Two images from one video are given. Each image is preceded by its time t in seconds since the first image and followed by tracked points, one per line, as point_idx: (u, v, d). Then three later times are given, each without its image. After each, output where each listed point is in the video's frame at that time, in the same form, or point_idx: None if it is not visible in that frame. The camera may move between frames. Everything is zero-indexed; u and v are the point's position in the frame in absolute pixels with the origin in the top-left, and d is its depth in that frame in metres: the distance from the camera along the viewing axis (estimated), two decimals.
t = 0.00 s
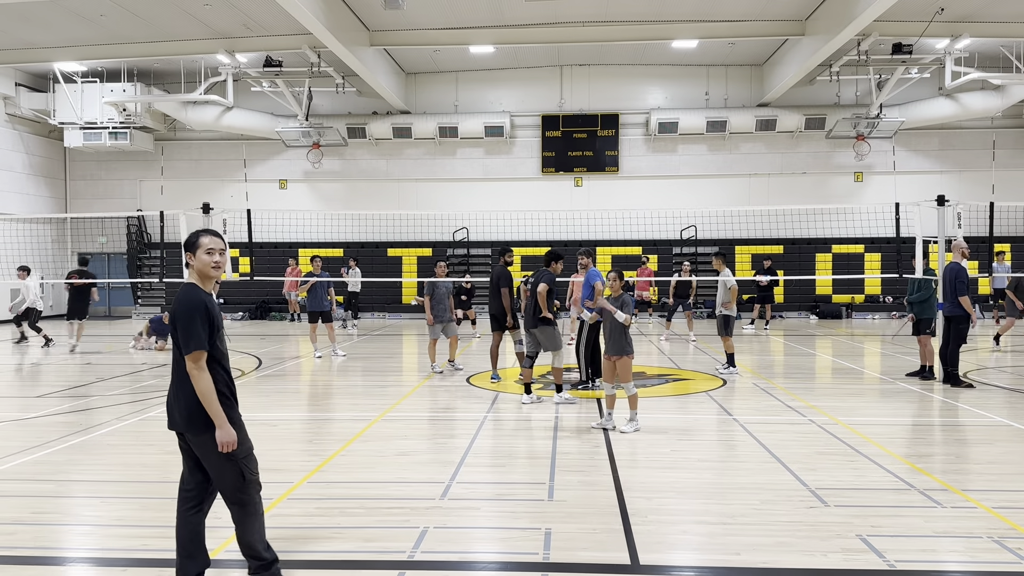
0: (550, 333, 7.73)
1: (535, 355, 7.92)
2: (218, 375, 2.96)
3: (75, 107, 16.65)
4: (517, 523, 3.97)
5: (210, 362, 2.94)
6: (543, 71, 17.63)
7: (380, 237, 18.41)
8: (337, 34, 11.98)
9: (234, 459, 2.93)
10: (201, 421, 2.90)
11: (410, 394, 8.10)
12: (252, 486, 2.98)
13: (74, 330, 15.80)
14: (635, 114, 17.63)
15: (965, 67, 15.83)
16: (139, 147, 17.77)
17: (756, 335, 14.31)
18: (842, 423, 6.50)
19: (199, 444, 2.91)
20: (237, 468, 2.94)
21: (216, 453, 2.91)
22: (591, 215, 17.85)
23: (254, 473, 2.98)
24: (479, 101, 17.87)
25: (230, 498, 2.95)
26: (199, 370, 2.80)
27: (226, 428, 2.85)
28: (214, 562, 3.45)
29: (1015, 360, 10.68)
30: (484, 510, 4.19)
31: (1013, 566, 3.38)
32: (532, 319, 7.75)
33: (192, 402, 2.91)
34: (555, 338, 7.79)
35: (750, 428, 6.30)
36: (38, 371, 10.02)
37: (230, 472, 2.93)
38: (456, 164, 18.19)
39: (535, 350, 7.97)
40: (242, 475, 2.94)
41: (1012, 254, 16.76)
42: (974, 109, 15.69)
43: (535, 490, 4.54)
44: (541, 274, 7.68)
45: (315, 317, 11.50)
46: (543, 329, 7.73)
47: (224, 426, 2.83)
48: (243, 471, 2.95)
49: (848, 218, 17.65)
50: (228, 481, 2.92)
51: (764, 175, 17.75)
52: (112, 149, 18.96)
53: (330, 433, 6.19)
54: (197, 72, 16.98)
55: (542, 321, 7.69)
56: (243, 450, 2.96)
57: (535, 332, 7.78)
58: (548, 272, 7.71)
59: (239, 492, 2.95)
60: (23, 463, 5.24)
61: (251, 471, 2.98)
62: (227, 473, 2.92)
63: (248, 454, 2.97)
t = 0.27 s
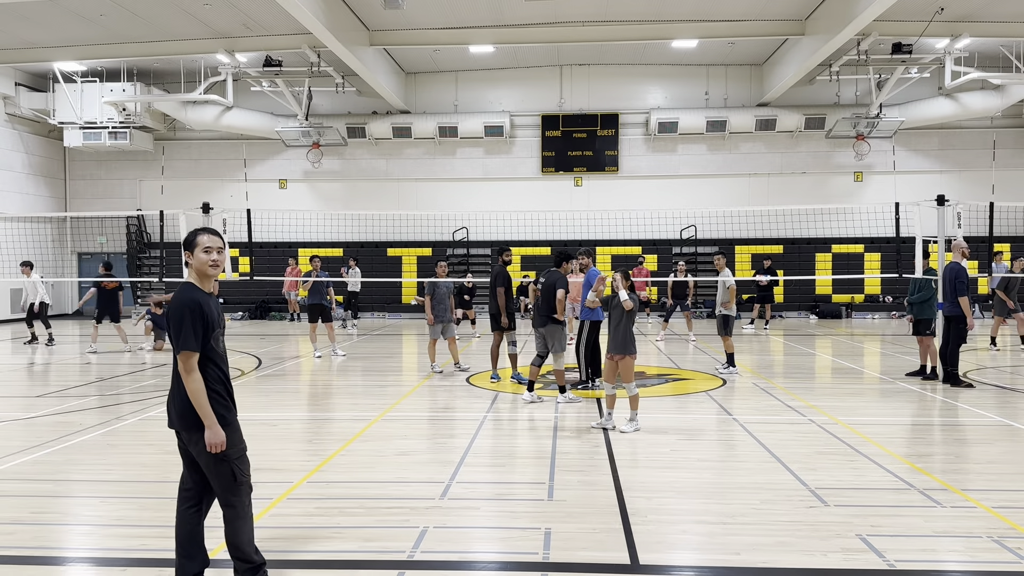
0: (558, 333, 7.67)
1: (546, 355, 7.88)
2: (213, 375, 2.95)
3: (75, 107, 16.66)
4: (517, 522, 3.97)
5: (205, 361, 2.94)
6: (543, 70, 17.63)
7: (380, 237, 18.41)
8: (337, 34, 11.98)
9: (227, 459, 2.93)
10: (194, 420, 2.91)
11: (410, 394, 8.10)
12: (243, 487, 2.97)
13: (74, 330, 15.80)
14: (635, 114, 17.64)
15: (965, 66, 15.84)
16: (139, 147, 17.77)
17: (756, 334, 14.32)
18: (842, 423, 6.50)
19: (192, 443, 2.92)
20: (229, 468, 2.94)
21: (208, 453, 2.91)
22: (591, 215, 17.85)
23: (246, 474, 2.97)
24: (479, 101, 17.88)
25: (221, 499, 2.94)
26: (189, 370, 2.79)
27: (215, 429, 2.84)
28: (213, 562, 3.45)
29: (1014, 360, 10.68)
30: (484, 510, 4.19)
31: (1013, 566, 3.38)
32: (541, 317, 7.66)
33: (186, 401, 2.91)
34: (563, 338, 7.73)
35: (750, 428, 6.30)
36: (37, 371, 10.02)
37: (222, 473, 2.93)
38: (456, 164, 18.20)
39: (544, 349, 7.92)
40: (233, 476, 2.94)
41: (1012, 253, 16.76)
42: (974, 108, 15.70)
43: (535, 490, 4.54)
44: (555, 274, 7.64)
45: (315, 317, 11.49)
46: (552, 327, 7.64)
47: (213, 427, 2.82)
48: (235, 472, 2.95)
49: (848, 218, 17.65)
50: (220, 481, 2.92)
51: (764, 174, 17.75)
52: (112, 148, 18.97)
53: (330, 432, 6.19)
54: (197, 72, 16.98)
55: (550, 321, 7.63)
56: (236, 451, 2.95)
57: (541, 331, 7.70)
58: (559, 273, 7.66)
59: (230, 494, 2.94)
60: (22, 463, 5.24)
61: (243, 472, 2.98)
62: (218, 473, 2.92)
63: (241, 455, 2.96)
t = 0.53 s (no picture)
0: (568, 333, 7.74)
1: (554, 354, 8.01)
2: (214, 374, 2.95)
3: (75, 107, 16.65)
4: (516, 522, 3.97)
5: (206, 361, 2.94)
6: (543, 70, 17.63)
7: (379, 236, 18.40)
8: (336, 34, 11.97)
9: (228, 459, 2.93)
10: (195, 420, 2.91)
11: (410, 394, 8.10)
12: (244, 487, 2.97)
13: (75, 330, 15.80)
14: (634, 114, 17.63)
15: (965, 66, 15.84)
16: (139, 147, 17.77)
17: (756, 334, 14.33)
18: (841, 423, 6.50)
19: (193, 443, 2.92)
20: (231, 468, 2.94)
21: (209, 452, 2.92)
22: (591, 215, 17.85)
23: (247, 474, 2.97)
24: (479, 101, 17.87)
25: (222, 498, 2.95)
26: (192, 369, 2.80)
27: (218, 429, 2.84)
28: (213, 562, 3.45)
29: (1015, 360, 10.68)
30: (484, 509, 4.19)
31: (1013, 566, 3.38)
32: (551, 317, 7.83)
33: (186, 401, 2.91)
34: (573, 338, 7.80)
35: (750, 428, 6.30)
36: (37, 370, 10.01)
37: (223, 472, 2.93)
38: (456, 164, 18.19)
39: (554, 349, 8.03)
40: (235, 475, 2.94)
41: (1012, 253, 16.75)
42: (974, 108, 15.69)
43: (535, 490, 4.54)
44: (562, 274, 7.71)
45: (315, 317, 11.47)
46: (562, 327, 7.76)
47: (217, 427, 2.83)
48: (236, 472, 2.95)
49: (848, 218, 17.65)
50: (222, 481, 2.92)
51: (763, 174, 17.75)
52: (111, 148, 18.96)
53: (329, 432, 6.19)
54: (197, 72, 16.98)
55: (560, 321, 7.73)
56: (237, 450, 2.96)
57: (552, 330, 7.81)
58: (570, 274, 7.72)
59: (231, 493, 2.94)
60: (22, 463, 5.24)
61: (244, 472, 2.98)
62: (219, 473, 2.92)
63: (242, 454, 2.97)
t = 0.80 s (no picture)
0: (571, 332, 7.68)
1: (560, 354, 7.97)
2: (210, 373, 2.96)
3: (75, 107, 16.65)
4: (516, 522, 3.97)
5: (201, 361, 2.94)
6: (544, 70, 17.63)
7: (379, 236, 18.39)
8: (336, 33, 11.97)
9: (224, 458, 2.93)
10: (190, 419, 2.90)
11: (410, 394, 8.09)
12: (240, 487, 2.97)
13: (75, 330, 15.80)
14: (634, 113, 17.63)
15: (965, 66, 15.85)
16: (139, 147, 17.76)
17: (756, 334, 14.32)
18: (841, 423, 6.49)
19: (188, 442, 2.91)
20: (226, 467, 2.94)
21: (205, 452, 2.92)
22: (591, 215, 17.84)
23: (242, 474, 2.97)
24: (479, 101, 17.87)
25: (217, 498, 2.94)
26: (191, 368, 2.80)
27: (229, 422, 2.87)
28: (214, 561, 3.45)
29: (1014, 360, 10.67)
30: (484, 509, 4.19)
31: (1013, 565, 3.38)
32: (555, 316, 7.79)
33: (182, 400, 2.90)
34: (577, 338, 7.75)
35: (749, 428, 6.30)
36: (37, 370, 10.01)
37: (219, 471, 2.93)
38: (456, 163, 18.19)
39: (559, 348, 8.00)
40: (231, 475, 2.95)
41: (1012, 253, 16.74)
42: (974, 108, 15.70)
43: (535, 489, 4.54)
44: (565, 273, 7.68)
45: (315, 316, 11.46)
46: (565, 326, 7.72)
47: (228, 419, 2.86)
48: (232, 471, 2.95)
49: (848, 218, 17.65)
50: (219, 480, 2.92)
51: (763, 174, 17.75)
52: (112, 148, 18.97)
53: (329, 432, 6.19)
54: (197, 72, 16.99)
55: (565, 320, 7.69)
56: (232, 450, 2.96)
57: (556, 330, 7.76)
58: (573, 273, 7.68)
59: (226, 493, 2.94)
60: (22, 462, 5.23)
61: (238, 472, 2.98)
62: (216, 472, 2.92)
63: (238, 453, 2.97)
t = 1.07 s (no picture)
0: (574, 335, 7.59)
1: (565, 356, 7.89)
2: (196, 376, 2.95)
3: (76, 109, 16.66)
4: (517, 523, 3.98)
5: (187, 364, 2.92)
6: (544, 72, 17.64)
7: (380, 239, 18.39)
8: (337, 36, 11.97)
9: (207, 463, 2.92)
10: (175, 422, 2.89)
11: (411, 396, 8.10)
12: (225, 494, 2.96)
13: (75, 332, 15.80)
14: (634, 116, 17.62)
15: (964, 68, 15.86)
16: (139, 149, 17.77)
17: (756, 336, 14.32)
18: (842, 425, 6.50)
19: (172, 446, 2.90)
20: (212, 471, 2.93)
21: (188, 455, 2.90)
22: (592, 217, 17.85)
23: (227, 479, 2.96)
24: (479, 104, 17.87)
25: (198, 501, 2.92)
26: (176, 370, 2.78)
27: (213, 423, 2.85)
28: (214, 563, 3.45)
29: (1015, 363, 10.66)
30: (485, 511, 4.20)
31: (1013, 566, 3.39)
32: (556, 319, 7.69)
33: (167, 403, 2.88)
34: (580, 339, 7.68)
35: (750, 430, 6.31)
36: (38, 373, 10.02)
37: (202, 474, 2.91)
38: (456, 166, 18.19)
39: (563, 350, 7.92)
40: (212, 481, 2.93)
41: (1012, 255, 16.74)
42: (974, 111, 15.71)
43: (536, 491, 4.55)
44: (566, 274, 7.58)
45: (315, 319, 11.46)
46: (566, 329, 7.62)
47: (213, 421, 2.84)
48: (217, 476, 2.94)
49: (848, 220, 17.65)
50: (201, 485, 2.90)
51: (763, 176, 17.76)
52: (112, 151, 18.98)
53: (331, 434, 6.20)
54: (197, 74, 17.00)
55: (566, 322, 7.53)
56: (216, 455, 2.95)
57: (559, 332, 7.62)
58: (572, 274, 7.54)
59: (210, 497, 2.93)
60: (24, 464, 5.24)
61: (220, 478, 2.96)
62: (201, 476, 2.91)
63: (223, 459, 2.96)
